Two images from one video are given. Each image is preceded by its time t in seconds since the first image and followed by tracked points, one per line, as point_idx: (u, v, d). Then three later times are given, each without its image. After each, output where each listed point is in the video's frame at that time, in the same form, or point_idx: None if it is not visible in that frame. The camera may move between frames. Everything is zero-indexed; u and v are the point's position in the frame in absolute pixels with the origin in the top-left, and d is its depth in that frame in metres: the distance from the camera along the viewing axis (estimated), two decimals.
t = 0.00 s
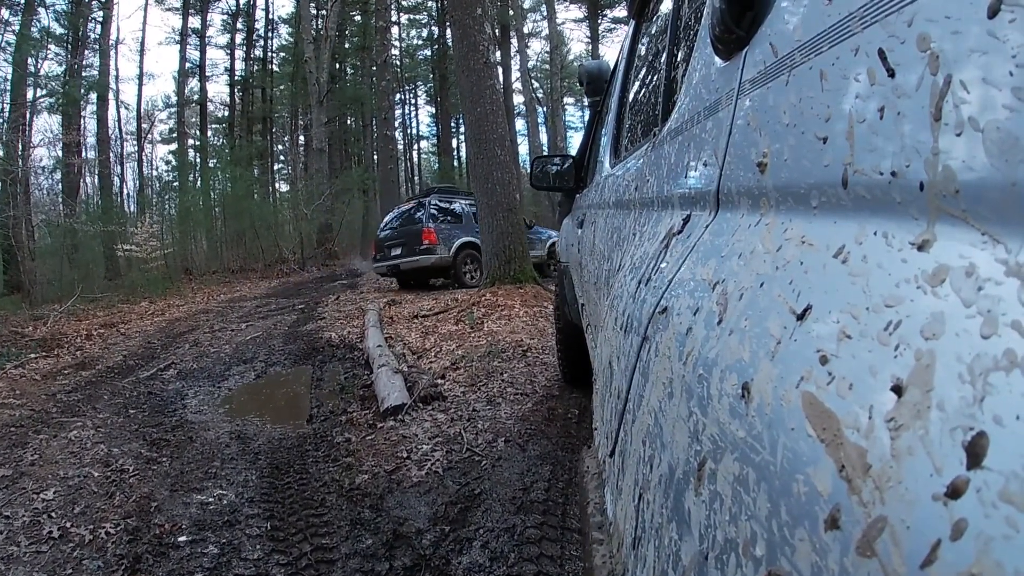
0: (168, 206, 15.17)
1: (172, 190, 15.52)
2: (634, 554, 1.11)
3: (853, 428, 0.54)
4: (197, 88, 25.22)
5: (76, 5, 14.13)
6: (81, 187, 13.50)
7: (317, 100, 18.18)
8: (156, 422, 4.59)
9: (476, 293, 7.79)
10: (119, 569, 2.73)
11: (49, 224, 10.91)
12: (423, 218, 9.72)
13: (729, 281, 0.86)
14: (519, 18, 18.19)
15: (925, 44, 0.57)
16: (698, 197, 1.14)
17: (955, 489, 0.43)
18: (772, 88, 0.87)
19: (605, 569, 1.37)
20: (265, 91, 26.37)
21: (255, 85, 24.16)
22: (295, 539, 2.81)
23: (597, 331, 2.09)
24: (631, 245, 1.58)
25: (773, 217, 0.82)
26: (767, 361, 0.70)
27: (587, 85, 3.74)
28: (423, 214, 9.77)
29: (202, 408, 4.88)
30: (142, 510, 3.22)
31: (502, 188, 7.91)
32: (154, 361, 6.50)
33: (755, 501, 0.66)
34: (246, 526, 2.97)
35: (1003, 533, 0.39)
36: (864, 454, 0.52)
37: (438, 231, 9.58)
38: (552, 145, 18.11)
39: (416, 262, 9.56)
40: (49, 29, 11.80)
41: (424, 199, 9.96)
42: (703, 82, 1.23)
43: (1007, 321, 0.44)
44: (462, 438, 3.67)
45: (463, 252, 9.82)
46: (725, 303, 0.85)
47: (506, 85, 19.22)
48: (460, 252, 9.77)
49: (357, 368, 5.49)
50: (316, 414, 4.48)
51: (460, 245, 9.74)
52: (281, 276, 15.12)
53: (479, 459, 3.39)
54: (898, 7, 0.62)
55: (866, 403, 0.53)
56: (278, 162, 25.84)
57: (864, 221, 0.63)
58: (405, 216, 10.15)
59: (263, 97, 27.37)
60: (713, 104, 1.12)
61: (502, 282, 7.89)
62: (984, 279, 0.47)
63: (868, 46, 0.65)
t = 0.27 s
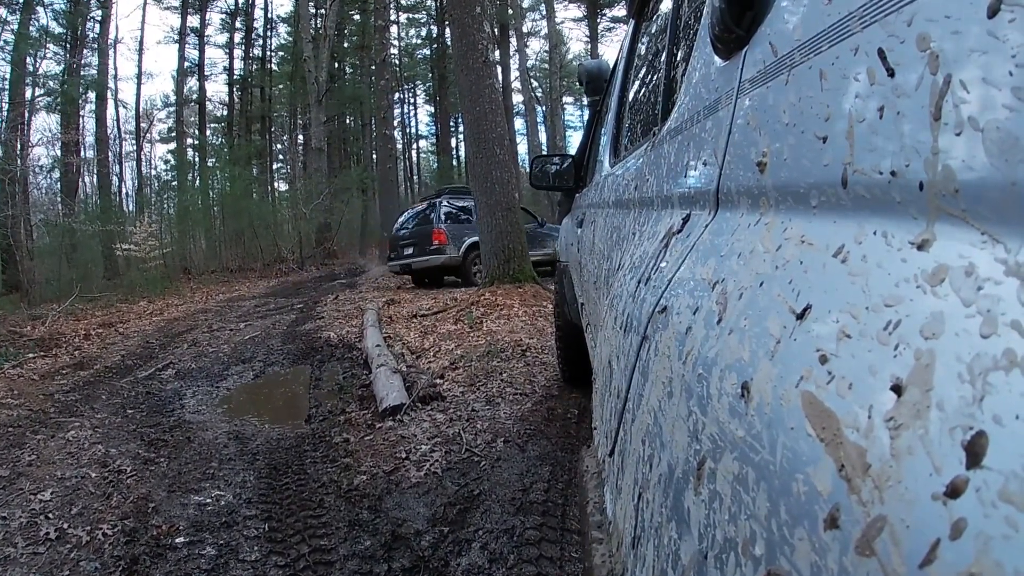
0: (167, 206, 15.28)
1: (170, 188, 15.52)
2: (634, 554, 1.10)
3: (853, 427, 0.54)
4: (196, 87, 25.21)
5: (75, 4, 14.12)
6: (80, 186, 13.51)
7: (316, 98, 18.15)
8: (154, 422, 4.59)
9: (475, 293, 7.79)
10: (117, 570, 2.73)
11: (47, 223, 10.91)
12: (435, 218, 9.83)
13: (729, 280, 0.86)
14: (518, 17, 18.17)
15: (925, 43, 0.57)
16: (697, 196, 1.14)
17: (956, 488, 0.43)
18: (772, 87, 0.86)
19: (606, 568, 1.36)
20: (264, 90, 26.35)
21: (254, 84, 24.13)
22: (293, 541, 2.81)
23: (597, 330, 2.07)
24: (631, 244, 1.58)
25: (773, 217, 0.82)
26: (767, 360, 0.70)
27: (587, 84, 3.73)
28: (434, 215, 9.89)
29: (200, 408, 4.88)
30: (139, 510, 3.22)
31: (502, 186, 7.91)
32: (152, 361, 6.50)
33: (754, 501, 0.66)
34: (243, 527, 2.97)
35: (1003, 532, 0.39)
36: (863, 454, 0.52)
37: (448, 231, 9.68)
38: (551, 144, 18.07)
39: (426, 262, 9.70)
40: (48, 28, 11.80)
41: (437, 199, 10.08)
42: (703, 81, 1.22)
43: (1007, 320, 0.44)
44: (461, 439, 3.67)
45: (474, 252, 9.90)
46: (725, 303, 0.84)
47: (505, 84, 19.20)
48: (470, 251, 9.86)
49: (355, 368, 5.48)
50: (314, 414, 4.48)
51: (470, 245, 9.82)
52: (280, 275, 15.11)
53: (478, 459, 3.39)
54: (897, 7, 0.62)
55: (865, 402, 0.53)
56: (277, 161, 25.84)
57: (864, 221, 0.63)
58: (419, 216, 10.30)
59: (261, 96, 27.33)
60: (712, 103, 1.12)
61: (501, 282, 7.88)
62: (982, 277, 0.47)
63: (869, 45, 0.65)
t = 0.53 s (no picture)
0: (166, 206, 15.13)
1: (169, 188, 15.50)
2: (634, 554, 1.10)
3: (852, 427, 0.54)
4: (195, 86, 25.19)
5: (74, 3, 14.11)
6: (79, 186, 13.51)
7: (315, 98, 18.12)
8: (152, 422, 4.59)
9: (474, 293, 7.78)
10: (114, 572, 2.73)
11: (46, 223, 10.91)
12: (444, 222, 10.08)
13: (728, 280, 0.86)
14: (517, 17, 18.18)
15: (924, 44, 0.57)
16: (697, 196, 1.13)
17: (955, 488, 0.43)
18: (772, 87, 0.86)
19: (605, 568, 1.36)
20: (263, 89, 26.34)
21: (252, 84, 24.12)
22: (292, 542, 2.81)
23: (596, 330, 2.06)
24: (631, 244, 1.58)
25: (773, 217, 0.82)
26: (766, 360, 0.70)
27: (586, 84, 3.73)
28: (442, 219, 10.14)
29: (199, 408, 4.88)
30: (137, 512, 3.22)
31: (501, 186, 7.91)
32: (151, 361, 6.50)
33: (754, 501, 0.66)
34: (241, 529, 2.97)
35: (1002, 532, 0.39)
36: (863, 453, 0.52)
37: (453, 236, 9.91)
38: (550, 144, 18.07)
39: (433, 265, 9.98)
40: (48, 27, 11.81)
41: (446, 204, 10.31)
42: (703, 82, 1.22)
43: (1005, 320, 0.44)
44: (460, 440, 3.66)
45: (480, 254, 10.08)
46: (725, 302, 0.84)
47: (504, 84, 19.19)
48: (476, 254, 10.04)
49: (354, 368, 5.48)
50: (313, 415, 4.48)
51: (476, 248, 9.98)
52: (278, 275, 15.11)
53: (477, 460, 3.39)
54: (897, 7, 0.62)
55: (864, 402, 0.53)
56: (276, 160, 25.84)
57: (864, 221, 0.63)
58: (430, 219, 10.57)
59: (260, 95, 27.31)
60: (712, 103, 1.12)
61: (500, 282, 7.89)
62: (982, 277, 0.47)
63: (869, 45, 0.65)
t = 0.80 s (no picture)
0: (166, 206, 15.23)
1: (169, 188, 15.51)
2: (634, 554, 1.10)
3: (852, 427, 0.54)
4: (194, 86, 25.18)
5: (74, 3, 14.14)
6: (78, 186, 13.54)
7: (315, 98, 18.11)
8: (150, 423, 4.59)
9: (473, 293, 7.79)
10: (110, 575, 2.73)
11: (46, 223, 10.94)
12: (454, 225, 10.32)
13: (728, 280, 0.86)
14: (517, 17, 18.19)
15: (924, 44, 0.57)
16: (697, 196, 1.13)
17: (954, 488, 0.43)
18: (771, 87, 0.86)
19: (605, 568, 1.36)
20: (263, 89, 26.36)
21: (252, 83, 24.11)
22: (290, 545, 2.81)
23: (596, 330, 2.06)
24: (631, 244, 1.58)
25: (773, 217, 0.82)
26: (766, 360, 0.70)
27: (586, 84, 3.74)
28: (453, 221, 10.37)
29: (198, 409, 4.88)
30: (134, 514, 3.22)
31: (501, 185, 7.91)
32: (150, 361, 6.50)
33: (754, 501, 0.66)
34: (239, 531, 2.97)
35: (1003, 532, 0.39)
36: (862, 453, 0.52)
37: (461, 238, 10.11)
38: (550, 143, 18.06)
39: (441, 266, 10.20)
40: (47, 27, 11.83)
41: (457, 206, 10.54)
42: (703, 82, 1.22)
43: (1006, 319, 0.44)
44: (459, 441, 3.67)
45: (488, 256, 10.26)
46: (725, 303, 0.84)
47: (503, 83, 19.17)
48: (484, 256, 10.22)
49: (353, 369, 5.47)
50: (312, 416, 4.48)
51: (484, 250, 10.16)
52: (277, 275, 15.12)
53: (476, 462, 3.39)
54: (896, 7, 0.62)
55: (864, 402, 0.53)
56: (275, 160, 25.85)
57: (864, 220, 0.63)
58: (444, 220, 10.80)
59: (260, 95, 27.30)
60: (713, 103, 1.12)
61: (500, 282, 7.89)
62: (981, 278, 0.47)
63: (868, 45, 0.65)
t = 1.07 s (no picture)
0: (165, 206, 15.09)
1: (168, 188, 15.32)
2: (634, 554, 1.10)
3: (852, 427, 0.54)
4: (193, 86, 25.16)
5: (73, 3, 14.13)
6: (77, 186, 13.54)
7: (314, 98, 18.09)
8: (148, 425, 4.59)
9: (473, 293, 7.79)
10: None
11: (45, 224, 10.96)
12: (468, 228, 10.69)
13: (728, 280, 0.86)
14: (516, 16, 18.19)
15: (925, 43, 0.57)
16: (697, 196, 1.13)
17: (955, 488, 0.43)
18: (772, 87, 0.86)
19: (605, 568, 1.36)
20: (262, 88, 26.33)
21: (251, 83, 24.10)
22: (287, 550, 2.80)
23: (597, 329, 2.06)
24: (631, 244, 1.58)
25: (773, 217, 0.82)
26: (766, 360, 0.70)
27: (586, 84, 3.74)
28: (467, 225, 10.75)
29: (196, 410, 4.88)
30: (131, 517, 3.22)
31: (500, 185, 7.91)
32: (148, 362, 6.50)
33: (754, 500, 0.66)
34: (236, 535, 2.97)
35: (1003, 532, 0.39)
36: (863, 454, 0.52)
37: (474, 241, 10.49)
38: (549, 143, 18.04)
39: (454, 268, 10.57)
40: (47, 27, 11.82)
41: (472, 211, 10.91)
42: (703, 82, 1.22)
43: (1006, 320, 0.44)
44: (458, 443, 3.66)
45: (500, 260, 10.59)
46: (725, 303, 0.84)
47: (502, 82, 19.16)
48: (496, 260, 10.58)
49: (352, 370, 5.47)
50: (310, 417, 4.48)
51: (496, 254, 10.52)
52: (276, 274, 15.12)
53: (476, 465, 3.39)
54: (897, 7, 0.62)
55: (863, 403, 0.53)
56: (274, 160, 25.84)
57: (864, 220, 0.63)
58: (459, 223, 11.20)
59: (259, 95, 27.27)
60: (713, 103, 1.12)
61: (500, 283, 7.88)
62: (982, 278, 0.47)
63: (869, 44, 0.65)
